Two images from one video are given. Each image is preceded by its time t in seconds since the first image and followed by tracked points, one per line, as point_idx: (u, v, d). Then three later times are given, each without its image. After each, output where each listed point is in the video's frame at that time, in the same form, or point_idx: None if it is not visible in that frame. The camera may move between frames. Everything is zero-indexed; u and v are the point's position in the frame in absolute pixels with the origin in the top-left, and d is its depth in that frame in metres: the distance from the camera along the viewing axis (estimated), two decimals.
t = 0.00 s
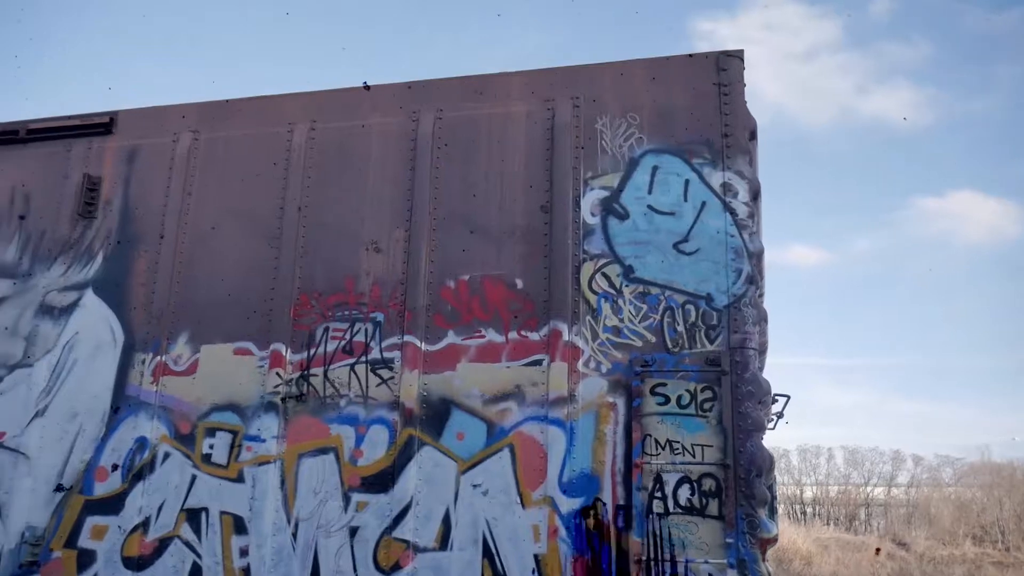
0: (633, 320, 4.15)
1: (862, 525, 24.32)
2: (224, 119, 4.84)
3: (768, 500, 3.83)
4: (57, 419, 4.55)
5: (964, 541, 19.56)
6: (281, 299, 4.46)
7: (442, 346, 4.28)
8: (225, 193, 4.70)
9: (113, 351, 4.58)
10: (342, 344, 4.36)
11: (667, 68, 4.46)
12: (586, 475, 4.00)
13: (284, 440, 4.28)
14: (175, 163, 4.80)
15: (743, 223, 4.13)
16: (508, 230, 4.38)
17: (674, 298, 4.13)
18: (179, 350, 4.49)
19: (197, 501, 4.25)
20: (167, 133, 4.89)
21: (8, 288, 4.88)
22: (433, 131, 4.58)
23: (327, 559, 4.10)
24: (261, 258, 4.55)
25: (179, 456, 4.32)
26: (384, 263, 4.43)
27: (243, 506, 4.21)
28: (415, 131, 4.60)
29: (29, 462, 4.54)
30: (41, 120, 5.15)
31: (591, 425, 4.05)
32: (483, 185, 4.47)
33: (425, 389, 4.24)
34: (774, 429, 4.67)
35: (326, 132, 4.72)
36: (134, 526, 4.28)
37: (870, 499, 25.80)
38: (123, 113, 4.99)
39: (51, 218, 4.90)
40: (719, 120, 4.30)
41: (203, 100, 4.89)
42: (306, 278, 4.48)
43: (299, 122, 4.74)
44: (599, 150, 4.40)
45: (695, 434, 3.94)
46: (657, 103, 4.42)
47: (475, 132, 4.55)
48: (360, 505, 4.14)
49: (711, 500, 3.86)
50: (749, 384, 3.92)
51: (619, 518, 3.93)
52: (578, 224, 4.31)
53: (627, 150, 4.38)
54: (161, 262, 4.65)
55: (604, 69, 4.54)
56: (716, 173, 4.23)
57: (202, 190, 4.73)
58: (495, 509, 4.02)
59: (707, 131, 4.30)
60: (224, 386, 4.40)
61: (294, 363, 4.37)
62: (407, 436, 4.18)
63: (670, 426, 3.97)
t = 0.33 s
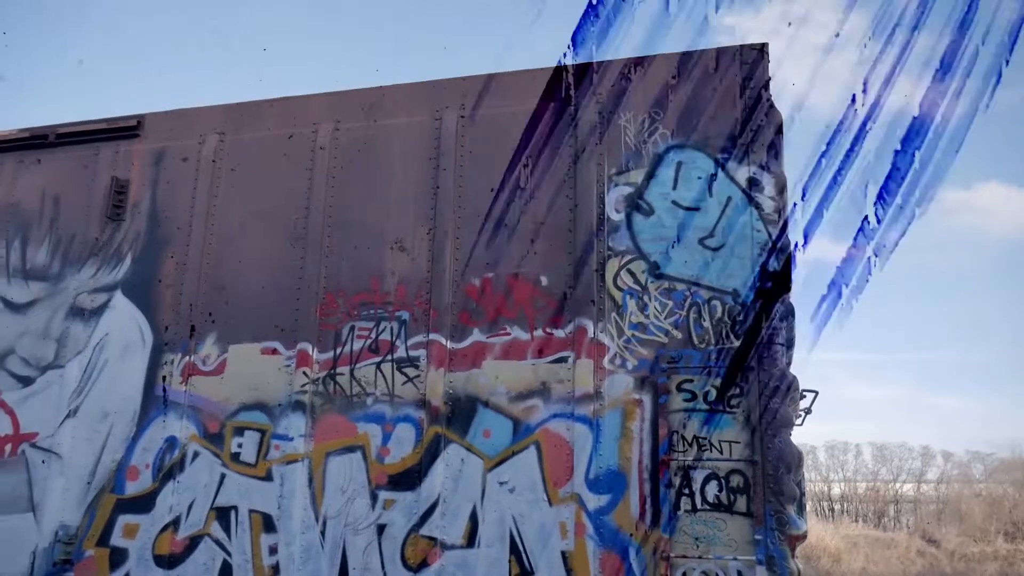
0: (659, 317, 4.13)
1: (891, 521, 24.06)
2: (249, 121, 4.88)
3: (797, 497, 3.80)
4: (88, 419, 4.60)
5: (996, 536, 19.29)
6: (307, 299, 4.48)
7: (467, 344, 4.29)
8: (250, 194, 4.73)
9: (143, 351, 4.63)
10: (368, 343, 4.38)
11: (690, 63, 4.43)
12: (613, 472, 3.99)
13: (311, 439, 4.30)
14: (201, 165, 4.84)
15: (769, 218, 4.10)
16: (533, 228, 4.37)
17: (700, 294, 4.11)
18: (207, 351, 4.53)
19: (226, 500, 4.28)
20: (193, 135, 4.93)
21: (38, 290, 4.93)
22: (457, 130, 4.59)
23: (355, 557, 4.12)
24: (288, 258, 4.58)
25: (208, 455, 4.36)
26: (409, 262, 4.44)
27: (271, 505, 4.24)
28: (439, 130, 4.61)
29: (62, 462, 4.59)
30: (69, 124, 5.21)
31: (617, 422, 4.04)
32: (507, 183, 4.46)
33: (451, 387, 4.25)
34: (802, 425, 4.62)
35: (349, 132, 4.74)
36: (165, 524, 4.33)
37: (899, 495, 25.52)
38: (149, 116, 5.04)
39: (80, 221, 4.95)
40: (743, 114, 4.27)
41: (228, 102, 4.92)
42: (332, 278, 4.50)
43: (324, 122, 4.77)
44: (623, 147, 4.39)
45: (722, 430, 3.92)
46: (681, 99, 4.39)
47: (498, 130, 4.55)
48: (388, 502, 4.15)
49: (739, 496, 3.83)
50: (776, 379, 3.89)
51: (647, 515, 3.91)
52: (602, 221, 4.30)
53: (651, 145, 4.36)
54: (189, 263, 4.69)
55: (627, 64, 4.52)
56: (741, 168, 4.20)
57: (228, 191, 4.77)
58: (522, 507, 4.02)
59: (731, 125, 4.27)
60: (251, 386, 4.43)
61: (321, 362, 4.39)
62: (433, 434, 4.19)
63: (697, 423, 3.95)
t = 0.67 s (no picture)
0: (684, 312, 4.11)
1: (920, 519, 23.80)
2: (273, 122, 4.91)
3: (827, 493, 3.76)
4: (119, 419, 4.65)
5: None
6: (333, 298, 4.51)
7: (492, 342, 4.29)
8: (275, 195, 4.76)
9: (171, 352, 4.67)
10: (393, 342, 4.39)
11: (714, 57, 4.40)
12: (640, 468, 3.98)
13: (338, 437, 4.33)
14: (226, 166, 4.88)
15: (795, 211, 4.06)
16: (557, 225, 4.37)
17: (726, 289, 4.08)
18: (235, 350, 4.57)
19: (255, 498, 4.31)
20: (218, 137, 4.97)
21: (68, 292, 4.97)
22: (479, 127, 4.59)
23: (383, 554, 4.14)
24: (313, 258, 4.60)
25: (237, 454, 4.39)
26: (433, 261, 4.45)
27: (300, 502, 4.27)
28: (461, 127, 4.61)
29: (93, 461, 4.64)
30: (97, 128, 5.27)
31: (643, 419, 4.03)
32: (530, 180, 4.46)
33: (476, 385, 4.25)
34: (830, 421, 4.58)
35: (372, 132, 4.75)
36: (195, 523, 4.37)
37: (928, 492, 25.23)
38: (175, 119, 5.09)
39: (109, 223, 5.01)
40: (768, 107, 4.23)
41: (252, 104, 4.96)
42: (357, 277, 4.52)
43: (347, 122, 4.78)
44: (646, 142, 4.37)
45: (750, 426, 3.89)
46: (704, 92, 4.36)
47: (520, 127, 4.55)
48: (415, 500, 4.17)
49: (767, 492, 3.80)
50: (804, 374, 3.86)
51: (674, 512, 3.90)
52: (627, 217, 4.29)
53: (675, 140, 4.34)
54: (216, 264, 4.73)
55: (649, 59, 4.50)
56: (766, 162, 4.16)
57: (253, 192, 4.80)
58: (549, 504, 4.02)
59: (756, 119, 4.24)
60: (279, 385, 4.46)
61: (347, 361, 4.41)
62: (460, 432, 4.19)
63: (724, 418, 3.93)
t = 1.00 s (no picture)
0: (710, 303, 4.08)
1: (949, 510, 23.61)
2: (293, 116, 4.89)
3: (856, 483, 3.72)
4: (148, 413, 4.69)
5: None
6: (357, 292, 4.52)
7: (517, 334, 4.28)
8: (298, 189, 4.78)
9: (198, 347, 4.71)
10: (418, 334, 4.40)
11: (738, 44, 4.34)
12: (666, 460, 3.96)
13: (364, 429, 4.34)
14: (249, 161, 4.90)
15: (821, 200, 4.02)
16: (580, 216, 4.35)
17: (752, 279, 4.05)
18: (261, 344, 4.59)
19: (283, 490, 4.35)
20: (238, 131, 4.96)
21: (97, 289, 5.02)
22: (501, 119, 4.56)
23: (410, 545, 4.16)
24: (337, 252, 4.61)
25: (265, 447, 4.43)
26: (457, 253, 4.45)
27: (327, 494, 4.29)
28: (482, 119, 4.58)
29: (124, 455, 4.69)
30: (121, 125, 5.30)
31: (669, 410, 4.01)
32: (552, 171, 4.42)
33: (500, 377, 4.24)
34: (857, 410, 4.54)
35: (393, 124, 4.73)
36: (224, 514, 4.41)
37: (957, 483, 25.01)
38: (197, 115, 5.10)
39: (135, 220, 5.05)
40: (793, 95, 4.18)
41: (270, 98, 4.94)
42: (381, 270, 4.52)
43: (368, 115, 4.77)
44: (670, 131, 4.34)
45: (777, 417, 3.86)
46: (728, 81, 4.31)
47: (542, 118, 4.51)
48: (441, 492, 4.18)
49: (795, 483, 3.78)
50: (832, 364, 3.82)
51: (701, 503, 3.88)
52: (651, 207, 4.27)
53: (699, 129, 4.30)
54: (241, 260, 4.76)
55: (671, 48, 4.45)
56: (792, 150, 4.12)
57: (277, 187, 4.82)
58: (575, 495, 4.02)
59: (781, 107, 4.18)
60: (305, 378, 4.48)
61: (372, 353, 4.43)
62: (485, 424, 4.20)
63: (751, 409, 3.90)
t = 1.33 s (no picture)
0: (739, 295, 4.05)
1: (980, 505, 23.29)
2: (322, 114, 4.95)
3: (889, 476, 3.67)
4: (181, 409, 4.73)
5: None
6: (385, 287, 4.54)
7: (544, 327, 4.28)
8: (326, 186, 4.81)
9: (229, 343, 4.75)
10: (446, 329, 4.41)
11: (765, 34, 4.31)
12: (696, 452, 3.94)
13: (393, 424, 4.36)
14: (277, 159, 4.94)
15: (851, 189, 3.97)
16: (607, 209, 4.33)
17: (781, 270, 4.01)
18: (291, 340, 4.63)
19: (314, 485, 4.38)
20: (269, 130, 5.03)
21: (129, 286, 5.05)
22: (527, 113, 4.56)
23: (441, 539, 4.18)
24: (365, 247, 4.64)
25: (295, 442, 4.46)
26: (484, 247, 4.45)
27: (358, 489, 4.32)
28: (509, 113, 4.59)
29: (157, 450, 4.72)
30: (151, 124, 5.35)
31: (699, 403, 3.99)
32: (578, 165, 4.43)
33: (530, 371, 4.25)
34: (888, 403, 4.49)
35: (420, 120, 4.76)
36: (257, 509, 4.45)
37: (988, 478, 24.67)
38: (226, 113, 5.15)
39: (166, 218, 5.09)
40: (821, 83, 4.13)
41: (301, 96, 5.01)
42: (408, 265, 4.54)
43: (395, 111, 4.80)
44: (696, 122, 4.30)
45: (808, 409, 3.83)
46: (755, 70, 4.28)
47: (569, 111, 4.51)
48: (471, 486, 4.19)
49: (827, 476, 3.74)
50: (863, 355, 3.78)
51: (732, 496, 3.86)
52: (678, 199, 4.24)
53: (726, 120, 4.27)
54: (269, 257, 4.79)
55: (697, 38, 4.43)
56: (821, 139, 4.07)
57: (304, 184, 4.85)
58: (605, 488, 4.01)
59: (809, 95, 4.14)
60: (334, 374, 4.51)
61: (401, 348, 4.45)
62: (514, 418, 4.20)
63: (781, 401, 3.87)
